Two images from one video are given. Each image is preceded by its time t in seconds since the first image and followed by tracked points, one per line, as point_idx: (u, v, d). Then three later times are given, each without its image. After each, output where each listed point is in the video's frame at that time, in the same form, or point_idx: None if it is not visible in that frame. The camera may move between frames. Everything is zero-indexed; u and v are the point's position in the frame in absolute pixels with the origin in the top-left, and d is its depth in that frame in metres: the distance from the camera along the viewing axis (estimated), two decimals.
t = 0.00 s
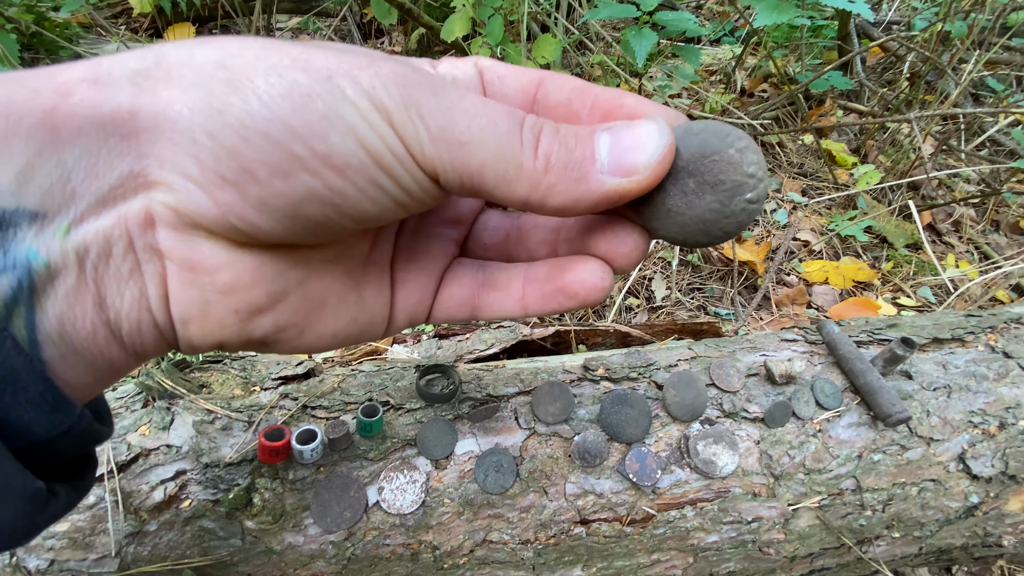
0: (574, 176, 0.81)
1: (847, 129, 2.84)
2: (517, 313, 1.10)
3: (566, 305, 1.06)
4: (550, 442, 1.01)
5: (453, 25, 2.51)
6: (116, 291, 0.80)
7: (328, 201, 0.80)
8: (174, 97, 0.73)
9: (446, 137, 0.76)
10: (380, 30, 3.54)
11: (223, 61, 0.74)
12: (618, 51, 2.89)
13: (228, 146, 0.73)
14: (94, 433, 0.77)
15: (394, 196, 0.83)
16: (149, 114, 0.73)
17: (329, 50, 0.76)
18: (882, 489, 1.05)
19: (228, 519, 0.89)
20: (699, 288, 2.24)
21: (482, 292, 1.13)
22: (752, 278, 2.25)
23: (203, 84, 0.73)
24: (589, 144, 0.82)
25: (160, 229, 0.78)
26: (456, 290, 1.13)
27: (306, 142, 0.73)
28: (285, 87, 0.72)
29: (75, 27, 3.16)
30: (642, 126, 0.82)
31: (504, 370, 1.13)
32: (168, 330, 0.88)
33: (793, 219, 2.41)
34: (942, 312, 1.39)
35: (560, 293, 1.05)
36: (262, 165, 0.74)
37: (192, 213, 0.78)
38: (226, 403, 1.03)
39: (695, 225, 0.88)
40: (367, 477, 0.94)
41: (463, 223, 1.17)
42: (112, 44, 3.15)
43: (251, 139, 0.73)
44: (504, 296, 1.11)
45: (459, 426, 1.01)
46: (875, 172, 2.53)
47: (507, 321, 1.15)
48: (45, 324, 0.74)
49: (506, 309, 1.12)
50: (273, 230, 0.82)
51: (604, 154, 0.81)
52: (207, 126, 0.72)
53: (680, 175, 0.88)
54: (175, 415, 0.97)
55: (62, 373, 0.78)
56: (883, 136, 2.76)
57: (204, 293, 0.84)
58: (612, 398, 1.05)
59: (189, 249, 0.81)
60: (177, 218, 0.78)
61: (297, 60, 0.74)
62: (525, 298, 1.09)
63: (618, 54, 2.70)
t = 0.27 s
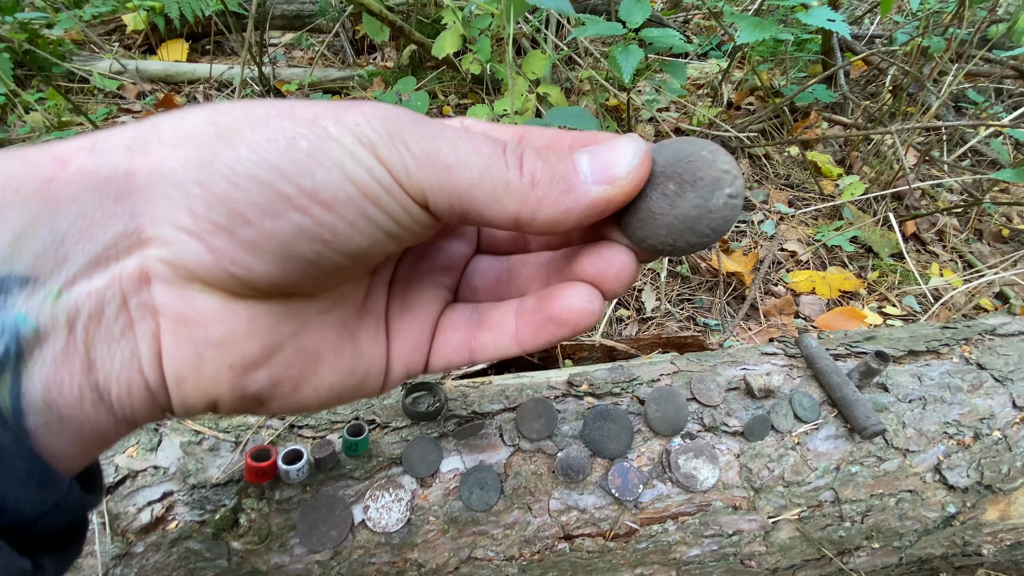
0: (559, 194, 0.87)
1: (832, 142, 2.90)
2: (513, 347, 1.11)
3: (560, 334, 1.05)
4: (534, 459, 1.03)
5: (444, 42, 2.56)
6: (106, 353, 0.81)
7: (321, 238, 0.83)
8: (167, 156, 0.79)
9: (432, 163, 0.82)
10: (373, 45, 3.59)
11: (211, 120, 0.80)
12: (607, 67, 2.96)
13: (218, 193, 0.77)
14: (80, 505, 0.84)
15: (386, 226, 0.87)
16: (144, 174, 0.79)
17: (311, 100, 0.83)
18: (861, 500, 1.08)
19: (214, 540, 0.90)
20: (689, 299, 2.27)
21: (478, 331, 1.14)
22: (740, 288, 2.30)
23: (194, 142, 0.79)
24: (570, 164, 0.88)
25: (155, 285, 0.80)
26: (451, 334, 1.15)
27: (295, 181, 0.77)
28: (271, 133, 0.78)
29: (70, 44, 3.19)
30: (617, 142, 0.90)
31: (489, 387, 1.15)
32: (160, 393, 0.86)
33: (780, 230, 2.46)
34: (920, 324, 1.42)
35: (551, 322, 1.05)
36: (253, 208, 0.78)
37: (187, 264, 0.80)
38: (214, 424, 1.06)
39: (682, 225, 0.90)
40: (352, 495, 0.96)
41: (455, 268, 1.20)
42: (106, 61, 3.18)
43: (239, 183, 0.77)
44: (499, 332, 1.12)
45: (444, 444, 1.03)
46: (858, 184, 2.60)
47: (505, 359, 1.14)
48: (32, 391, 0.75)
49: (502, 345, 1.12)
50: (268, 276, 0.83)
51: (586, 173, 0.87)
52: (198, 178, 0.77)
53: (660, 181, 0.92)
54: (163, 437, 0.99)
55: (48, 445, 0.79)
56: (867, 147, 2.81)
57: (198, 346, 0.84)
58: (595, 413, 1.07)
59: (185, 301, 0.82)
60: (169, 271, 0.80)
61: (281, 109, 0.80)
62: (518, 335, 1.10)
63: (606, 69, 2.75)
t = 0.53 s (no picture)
0: (569, 209, 0.93)
1: (820, 148, 2.94)
2: (537, 376, 1.08)
3: (585, 355, 1.03)
4: (524, 473, 1.06)
5: (435, 54, 2.59)
6: (90, 447, 0.82)
7: (329, 282, 0.86)
8: (158, 222, 0.83)
9: (438, 189, 0.89)
10: (364, 57, 3.60)
11: (199, 181, 0.85)
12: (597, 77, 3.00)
13: (216, 251, 0.81)
14: None
15: (399, 254, 0.92)
16: (133, 245, 0.83)
17: (299, 150, 0.88)
18: (851, 508, 1.08)
19: (199, 560, 0.97)
20: (681, 305, 2.29)
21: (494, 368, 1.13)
22: (731, 294, 2.31)
23: (179, 207, 0.84)
24: (574, 183, 0.94)
25: (149, 360, 0.83)
26: (465, 376, 1.14)
27: (297, 228, 0.82)
28: (268, 184, 0.83)
29: (60, 58, 3.19)
30: (619, 155, 0.95)
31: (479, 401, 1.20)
32: (150, 487, 0.87)
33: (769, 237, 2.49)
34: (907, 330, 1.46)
35: (576, 344, 1.03)
36: (254, 261, 0.82)
37: (185, 332, 0.83)
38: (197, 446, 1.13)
39: (699, 219, 0.92)
40: (339, 513, 1.02)
41: (456, 310, 1.23)
42: (96, 74, 3.18)
43: (237, 237, 0.81)
44: (519, 364, 1.10)
45: (433, 459, 1.09)
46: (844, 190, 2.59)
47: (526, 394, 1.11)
48: None
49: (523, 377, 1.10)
50: (274, 330, 0.85)
51: (592, 190, 0.93)
52: (193, 240, 0.82)
53: (663, 184, 0.96)
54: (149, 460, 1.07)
55: (17, 561, 0.79)
56: (854, 154, 2.83)
57: (199, 424, 0.84)
58: (585, 425, 1.09)
59: (183, 374, 0.84)
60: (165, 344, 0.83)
61: (273, 162, 0.85)
62: (540, 365, 1.08)
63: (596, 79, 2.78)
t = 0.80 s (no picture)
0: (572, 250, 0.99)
1: (809, 155, 2.97)
2: (565, 426, 1.15)
3: (614, 397, 1.11)
4: (510, 492, 1.18)
5: (425, 65, 2.61)
6: None
7: (353, 370, 0.90)
8: (158, 339, 0.81)
9: (446, 250, 0.93)
10: (354, 66, 3.60)
11: (198, 285, 0.85)
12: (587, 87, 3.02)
13: (232, 360, 0.81)
14: None
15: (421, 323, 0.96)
16: (132, 368, 0.80)
17: (294, 239, 0.90)
18: (836, 520, 1.15)
19: None
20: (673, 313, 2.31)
21: (518, 425, 1.20)
22: (722, 302, 2.33)
23: (182, 320, 0.82)
24: (572, 229, 1.00)
25: (163, 494, 0.78)
26: (488, 438, 1.21)
27: (315, 321, 0.84)
28: (276, 278, 0.84)
29: (49, 70, 3.18)
30: (609, 199, 1.03)
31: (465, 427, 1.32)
32: None
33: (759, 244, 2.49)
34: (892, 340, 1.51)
35: (604, 388, 1.12)
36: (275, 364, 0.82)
37: (203, 457, 0.79)
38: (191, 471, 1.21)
39: (696, 239, 1.00)
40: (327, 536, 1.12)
41: (461, 373, 1.31)
42: (86, 86, 3.17)
43: (256, 342, 0.82)
44: (545, 418, 1.18)
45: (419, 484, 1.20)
46: (834, 197, 2.66)
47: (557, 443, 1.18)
48: None
49: (551, 429, 1.17)
50: (299, 429, 0.86)
51: (588, 228, 1.00)
52: (203, 353, 0.80)
53: (656, 211, 1.04)
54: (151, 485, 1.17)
55: None
56: (842, 161, 2.85)
57: (224, 554, 0.80)
58: (570, 443, 1.19)
59: (205, 502, 0.80)
60: (180, 474, 0.79)
61: (273, 256, 0.86)
62: (565, 414, 1.16)
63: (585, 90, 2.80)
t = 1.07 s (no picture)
0: (580, 274, 1.05)
1: (801, 159, 2.99)
2: (591, 444, 1.13)
3: (639, 409, 1.08)
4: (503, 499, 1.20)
5: (419, 71, 2.64)
6: None
7: (379, 418, 0.90)
8: (179, 408, 0.84)
9: (458, 284, 0.98)
10: (349, 73, 3.61)
11: (216, 350, 0.88)
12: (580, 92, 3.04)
13: (254, 421, 0.82)
14: None
15: (442, 361, 0.98)
16: (152, 442, 0.82)
17: (307, 291, 0.95)
18: (831, 522, 1.15)
19: None
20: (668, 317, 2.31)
21: (542, 450, 1.19)
22: (716, 305, 2.34)
23: (196, 388, 0.85)
24: (577, 251, 1.06)
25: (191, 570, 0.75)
26: (514, 467, 1.19)
27: (336, 369, 0.86)
28: (294, 331, 0.88)
29: (42, 78, 3.17)
30: (609, 217, 1.09)
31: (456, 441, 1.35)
32: None
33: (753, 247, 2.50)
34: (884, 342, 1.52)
35: (627, 400, 1.09)
36: (298, 420, 0.83)
37: (232, 527, 0.78)
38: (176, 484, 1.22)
39: (698, 234, 1.08)
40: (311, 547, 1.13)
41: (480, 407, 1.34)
42: (79, 93, 3.16)
43: (278, 399, 0.83)
44: (569, 439, 1.16)
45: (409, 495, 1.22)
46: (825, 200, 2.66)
47: (585, 464, 1.15)
48: None
49: (576, 450, 1.15)
50: (330, 484, 0.85)
51: (593, 247, 1.06)
52: (224, 417, 0.82)
53: (653, 216, 1.10)
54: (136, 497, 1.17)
55: None
56: (834, 164, 2.87)
57: None
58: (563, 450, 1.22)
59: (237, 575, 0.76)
60: (207, 548, 0.77)
61: (288, 311, 0.90)
62: (591, 434, 1.14)
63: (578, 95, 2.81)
